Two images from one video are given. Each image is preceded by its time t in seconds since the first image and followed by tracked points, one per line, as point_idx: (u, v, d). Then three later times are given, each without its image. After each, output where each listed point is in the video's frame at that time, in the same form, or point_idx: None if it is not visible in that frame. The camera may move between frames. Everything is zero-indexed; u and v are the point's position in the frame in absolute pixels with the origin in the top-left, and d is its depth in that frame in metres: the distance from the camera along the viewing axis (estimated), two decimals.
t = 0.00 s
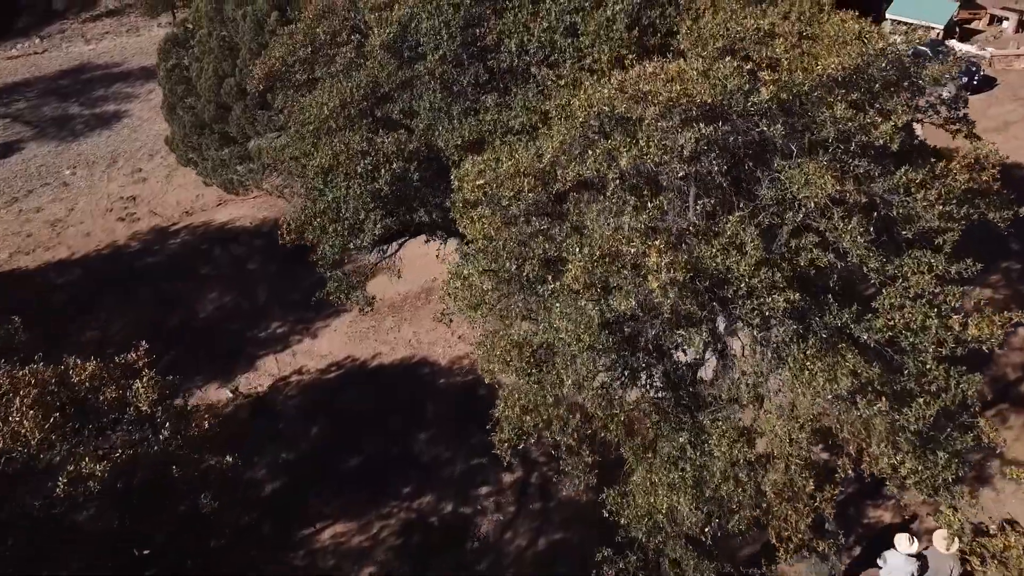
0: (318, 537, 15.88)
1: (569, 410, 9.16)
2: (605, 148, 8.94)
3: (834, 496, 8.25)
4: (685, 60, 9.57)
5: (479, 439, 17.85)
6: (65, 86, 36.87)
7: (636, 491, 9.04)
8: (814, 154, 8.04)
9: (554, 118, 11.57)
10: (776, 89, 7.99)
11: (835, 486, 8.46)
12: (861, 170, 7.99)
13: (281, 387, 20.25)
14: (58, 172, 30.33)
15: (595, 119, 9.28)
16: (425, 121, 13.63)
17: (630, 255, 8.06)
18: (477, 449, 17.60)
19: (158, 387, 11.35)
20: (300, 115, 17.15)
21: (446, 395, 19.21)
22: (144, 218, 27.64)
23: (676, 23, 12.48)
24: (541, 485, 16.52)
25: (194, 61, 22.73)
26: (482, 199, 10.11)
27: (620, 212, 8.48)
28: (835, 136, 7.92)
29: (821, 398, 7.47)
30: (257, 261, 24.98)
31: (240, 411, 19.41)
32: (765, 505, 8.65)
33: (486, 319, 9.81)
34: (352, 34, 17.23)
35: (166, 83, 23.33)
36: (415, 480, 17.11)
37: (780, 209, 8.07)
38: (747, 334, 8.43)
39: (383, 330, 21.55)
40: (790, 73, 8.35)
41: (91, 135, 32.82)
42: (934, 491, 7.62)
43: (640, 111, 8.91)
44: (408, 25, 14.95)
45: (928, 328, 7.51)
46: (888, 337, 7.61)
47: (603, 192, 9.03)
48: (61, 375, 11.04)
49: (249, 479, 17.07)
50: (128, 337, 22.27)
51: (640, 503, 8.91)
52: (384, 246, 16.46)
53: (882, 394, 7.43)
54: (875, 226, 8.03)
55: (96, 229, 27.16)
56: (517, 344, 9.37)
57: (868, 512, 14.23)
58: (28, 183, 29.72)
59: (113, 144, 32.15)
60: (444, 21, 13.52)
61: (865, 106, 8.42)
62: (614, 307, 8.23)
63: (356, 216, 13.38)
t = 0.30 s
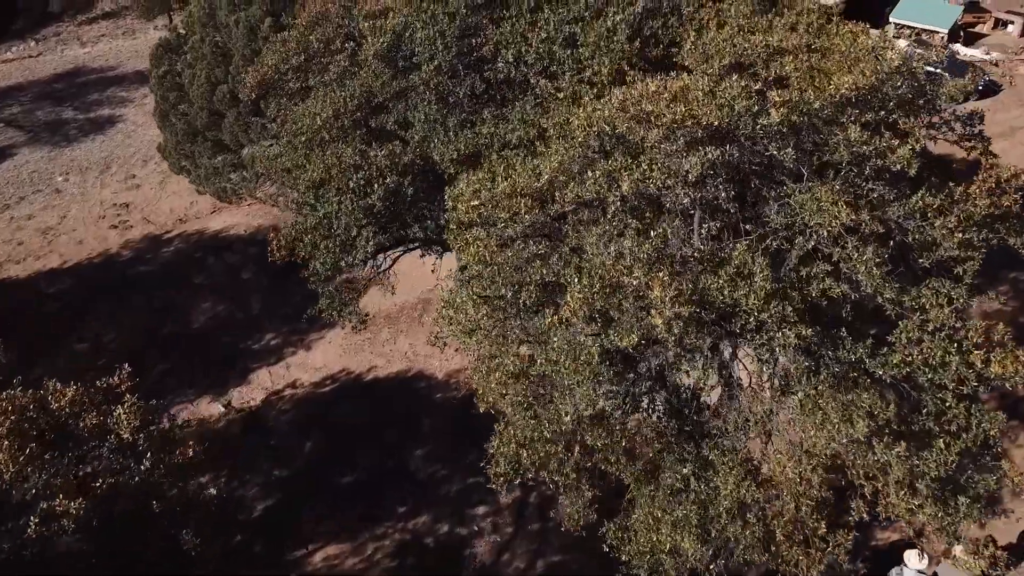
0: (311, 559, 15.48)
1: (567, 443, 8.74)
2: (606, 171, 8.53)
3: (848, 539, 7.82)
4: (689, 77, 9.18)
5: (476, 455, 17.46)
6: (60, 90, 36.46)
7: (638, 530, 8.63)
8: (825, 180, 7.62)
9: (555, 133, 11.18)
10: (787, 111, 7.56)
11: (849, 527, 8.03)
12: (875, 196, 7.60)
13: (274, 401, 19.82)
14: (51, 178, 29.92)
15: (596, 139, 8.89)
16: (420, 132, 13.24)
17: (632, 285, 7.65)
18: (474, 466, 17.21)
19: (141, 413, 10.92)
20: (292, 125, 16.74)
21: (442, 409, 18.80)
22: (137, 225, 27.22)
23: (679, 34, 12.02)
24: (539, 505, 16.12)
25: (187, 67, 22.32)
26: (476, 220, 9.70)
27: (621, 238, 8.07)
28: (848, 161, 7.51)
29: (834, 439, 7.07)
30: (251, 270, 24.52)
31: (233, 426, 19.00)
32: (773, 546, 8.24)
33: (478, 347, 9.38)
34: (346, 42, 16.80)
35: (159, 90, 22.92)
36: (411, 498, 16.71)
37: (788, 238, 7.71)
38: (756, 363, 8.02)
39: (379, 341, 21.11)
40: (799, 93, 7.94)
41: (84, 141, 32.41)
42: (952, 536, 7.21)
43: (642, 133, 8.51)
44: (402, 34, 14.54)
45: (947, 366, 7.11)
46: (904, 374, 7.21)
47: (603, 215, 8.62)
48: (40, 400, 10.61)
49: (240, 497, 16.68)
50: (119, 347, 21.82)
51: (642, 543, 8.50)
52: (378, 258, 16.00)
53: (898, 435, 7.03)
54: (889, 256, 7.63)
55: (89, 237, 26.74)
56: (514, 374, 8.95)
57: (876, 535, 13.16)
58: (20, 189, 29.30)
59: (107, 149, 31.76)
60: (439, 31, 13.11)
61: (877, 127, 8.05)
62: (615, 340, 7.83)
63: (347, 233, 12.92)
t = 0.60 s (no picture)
0: None
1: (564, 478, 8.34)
2: (606, 194, 8.13)
3: None
4: (693, 94, 8.79)
5: (473, 474, 17.08)
6: (53, 94, 36.06)
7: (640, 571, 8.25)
8: (837, 207, 7.22)
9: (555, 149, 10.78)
10: (798, 134, 7.16)
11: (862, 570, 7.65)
12: (890, 223, 7.20)
13: (268, 415, 19.40)
14: (43, 185, 29.51)
15: (595, 159, 8.48)
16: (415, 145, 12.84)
17: (635, 317, 7.27)
18: (471, 485, 16.83)
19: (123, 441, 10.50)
20: (284, 135, 16.35)
21: (438, 424, 18.41)
22: (130, 233, 26.81)
23: (681, 45, 11.61)
24: (538, 526, 15.71)
25: (179, 74, 21.91)
26: (471, 242, 9.28)
27: (622, 266, 7.68)
28: (862, 187, 7.11)
29: (849, 482, 6.71)
30: (245, 279, 24.08)
31: (224, 441, 18.59)
32: None
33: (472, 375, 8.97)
34: (340, 50, 16.39)
35: (150, 97, 22.51)
36: (406, 518, 16.34)
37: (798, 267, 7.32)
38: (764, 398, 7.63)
39: (375, 353, 20.71)
40: (810, 114, 7.54)
41: (77, 146, 32.02)
42: None
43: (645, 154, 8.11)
44: (396, 43, 14.14)
45: (967, 405, 6.71)
46: (922, 412, 6.81)
47: (603, 239, 8.22)
48: (18, 428, 10.23)
49: (231, 517, 16.29)
50: (110, 359, 21.35)
51: None
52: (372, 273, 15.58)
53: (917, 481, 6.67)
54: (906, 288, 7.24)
55: (80, 245, 26.33)
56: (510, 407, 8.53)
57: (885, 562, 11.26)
58: (12, 196, 28.89)
59: (100, 155, 31.34)
60: (434, 41, 12.71)
61: (892, 149, 7.66)
62: (615, 374, 7.43)
63: (339, 249, 12.50)
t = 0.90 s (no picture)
0: None
1: (561, 521, 7.91)
2: (603, 221, 7.68)
3: None
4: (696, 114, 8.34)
5: (468, 493, 16.63)
6: (46, 98, 35.61)
7: None
8: (851, 240, 6.78)
9: (553, 167, 10.33)
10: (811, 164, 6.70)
11: None
12: (907, 257, 6.76)
13: (259, 431, 18.96)
14: (34, 192, 29.07)
15: (594, 184, 8.03)
16: (408, 158, 12.39)
17: (636, 358, 6.85)
18: (466, 505, 16.38)
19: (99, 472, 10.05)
20: (275, 147, 15.90)
21: (433, 441, 17.95)
22: (122, 241, 26.36)
23: (683, 57, 11.15)
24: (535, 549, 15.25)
25: (170, 81, 21.47)
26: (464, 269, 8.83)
27: (622, 300, 7.25)
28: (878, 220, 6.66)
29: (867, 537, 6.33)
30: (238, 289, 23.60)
31: (215, 458, 18.16)
32: None
33: (463, 411, 8.52)
34: (331, 58, 15.91)
35: (140, 104, 22.07)
36: (399, 540, 15.89)
37: (807, 301, 6.91)
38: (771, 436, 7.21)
39: (369, 367, 20.27)
40: (821, 139, 7.10)
41: (70, 152, 31.58)
42: None
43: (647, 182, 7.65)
44: (388, 54, 13.66)
45: (990, 452, 6.31)
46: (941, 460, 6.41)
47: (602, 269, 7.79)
48: None
49: (221, 539, 15.89)
50: (99, 372, 20.88)
51: None
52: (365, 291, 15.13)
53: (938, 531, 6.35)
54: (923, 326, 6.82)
55: (71, 254, 25.88)
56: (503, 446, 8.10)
57: None
58: (3, 203, 28.45)
59: (93, 161, 30.89)
60: (427, 52, 12.22)
61: (909, 176, 7.22)
62: (615, 417, 7.02)
63: (328, 270, 12.06)
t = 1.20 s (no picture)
0: None
1: (556, 560, 7.55)
2: (600, 246, 7.33)
3: None
4: (697, 132, 8.02)
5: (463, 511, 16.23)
6: (40, 102, 35.24)
7: None
8: (861, 268, 6.45)
9: (548, 184, 10.00)
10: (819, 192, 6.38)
11: None
12: (920, 287, 6.45)
13: (251, 445, 18.58)
14: (26, 198, 28.71)
15: (590, 207, 7.68)
16: (400, 170, 12.01)
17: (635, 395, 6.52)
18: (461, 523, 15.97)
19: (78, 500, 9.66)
20: (266, 157, 15.53)
21: (427, 456, 17.54)
22: (114, 248, 25.98)
23: (684, 68, 10.78)
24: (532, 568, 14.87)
25: (161, 87, 21.12)
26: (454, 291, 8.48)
27: (621, 332, 6.90)
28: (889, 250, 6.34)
29: None
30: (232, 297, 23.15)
31: (205, 473, 17.80)
32: None
33: (451, 442, 8.15)
34: (323, 66, 15.53)
35: (132, 111, 21.70)
36: (393, 560, 15.49)
37: (815, 331, 6.63)
38: (776, 476, 6.83)
39: (363, 379, 19.87)
40: (831, 163, 6.76)
41: (63, 157, 31.21)
42: None
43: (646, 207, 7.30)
44: (380, 63, 13.29)
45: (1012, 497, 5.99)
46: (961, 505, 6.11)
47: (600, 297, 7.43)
48: None
49: (211, 558, 15.57)
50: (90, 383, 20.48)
51: None
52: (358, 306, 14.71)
53: None
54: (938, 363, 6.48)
55: (62, 262, 25.52)
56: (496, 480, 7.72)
57: None
58: None
59: (86, 166, 30.52)
60: (419, 62, 11.84)
61: (922, 200, 6.86)
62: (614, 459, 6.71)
63: (317, 287, 11.69)
